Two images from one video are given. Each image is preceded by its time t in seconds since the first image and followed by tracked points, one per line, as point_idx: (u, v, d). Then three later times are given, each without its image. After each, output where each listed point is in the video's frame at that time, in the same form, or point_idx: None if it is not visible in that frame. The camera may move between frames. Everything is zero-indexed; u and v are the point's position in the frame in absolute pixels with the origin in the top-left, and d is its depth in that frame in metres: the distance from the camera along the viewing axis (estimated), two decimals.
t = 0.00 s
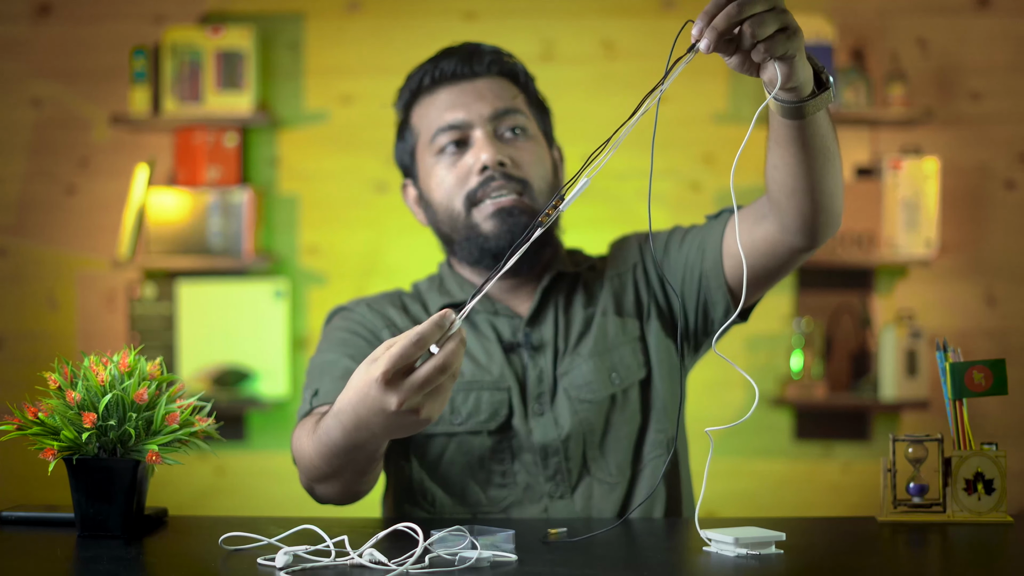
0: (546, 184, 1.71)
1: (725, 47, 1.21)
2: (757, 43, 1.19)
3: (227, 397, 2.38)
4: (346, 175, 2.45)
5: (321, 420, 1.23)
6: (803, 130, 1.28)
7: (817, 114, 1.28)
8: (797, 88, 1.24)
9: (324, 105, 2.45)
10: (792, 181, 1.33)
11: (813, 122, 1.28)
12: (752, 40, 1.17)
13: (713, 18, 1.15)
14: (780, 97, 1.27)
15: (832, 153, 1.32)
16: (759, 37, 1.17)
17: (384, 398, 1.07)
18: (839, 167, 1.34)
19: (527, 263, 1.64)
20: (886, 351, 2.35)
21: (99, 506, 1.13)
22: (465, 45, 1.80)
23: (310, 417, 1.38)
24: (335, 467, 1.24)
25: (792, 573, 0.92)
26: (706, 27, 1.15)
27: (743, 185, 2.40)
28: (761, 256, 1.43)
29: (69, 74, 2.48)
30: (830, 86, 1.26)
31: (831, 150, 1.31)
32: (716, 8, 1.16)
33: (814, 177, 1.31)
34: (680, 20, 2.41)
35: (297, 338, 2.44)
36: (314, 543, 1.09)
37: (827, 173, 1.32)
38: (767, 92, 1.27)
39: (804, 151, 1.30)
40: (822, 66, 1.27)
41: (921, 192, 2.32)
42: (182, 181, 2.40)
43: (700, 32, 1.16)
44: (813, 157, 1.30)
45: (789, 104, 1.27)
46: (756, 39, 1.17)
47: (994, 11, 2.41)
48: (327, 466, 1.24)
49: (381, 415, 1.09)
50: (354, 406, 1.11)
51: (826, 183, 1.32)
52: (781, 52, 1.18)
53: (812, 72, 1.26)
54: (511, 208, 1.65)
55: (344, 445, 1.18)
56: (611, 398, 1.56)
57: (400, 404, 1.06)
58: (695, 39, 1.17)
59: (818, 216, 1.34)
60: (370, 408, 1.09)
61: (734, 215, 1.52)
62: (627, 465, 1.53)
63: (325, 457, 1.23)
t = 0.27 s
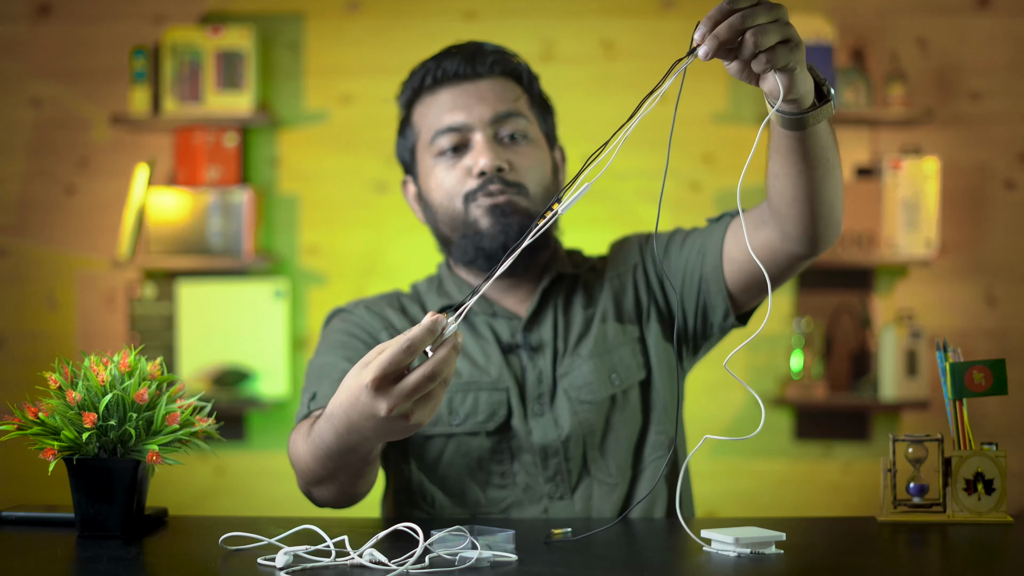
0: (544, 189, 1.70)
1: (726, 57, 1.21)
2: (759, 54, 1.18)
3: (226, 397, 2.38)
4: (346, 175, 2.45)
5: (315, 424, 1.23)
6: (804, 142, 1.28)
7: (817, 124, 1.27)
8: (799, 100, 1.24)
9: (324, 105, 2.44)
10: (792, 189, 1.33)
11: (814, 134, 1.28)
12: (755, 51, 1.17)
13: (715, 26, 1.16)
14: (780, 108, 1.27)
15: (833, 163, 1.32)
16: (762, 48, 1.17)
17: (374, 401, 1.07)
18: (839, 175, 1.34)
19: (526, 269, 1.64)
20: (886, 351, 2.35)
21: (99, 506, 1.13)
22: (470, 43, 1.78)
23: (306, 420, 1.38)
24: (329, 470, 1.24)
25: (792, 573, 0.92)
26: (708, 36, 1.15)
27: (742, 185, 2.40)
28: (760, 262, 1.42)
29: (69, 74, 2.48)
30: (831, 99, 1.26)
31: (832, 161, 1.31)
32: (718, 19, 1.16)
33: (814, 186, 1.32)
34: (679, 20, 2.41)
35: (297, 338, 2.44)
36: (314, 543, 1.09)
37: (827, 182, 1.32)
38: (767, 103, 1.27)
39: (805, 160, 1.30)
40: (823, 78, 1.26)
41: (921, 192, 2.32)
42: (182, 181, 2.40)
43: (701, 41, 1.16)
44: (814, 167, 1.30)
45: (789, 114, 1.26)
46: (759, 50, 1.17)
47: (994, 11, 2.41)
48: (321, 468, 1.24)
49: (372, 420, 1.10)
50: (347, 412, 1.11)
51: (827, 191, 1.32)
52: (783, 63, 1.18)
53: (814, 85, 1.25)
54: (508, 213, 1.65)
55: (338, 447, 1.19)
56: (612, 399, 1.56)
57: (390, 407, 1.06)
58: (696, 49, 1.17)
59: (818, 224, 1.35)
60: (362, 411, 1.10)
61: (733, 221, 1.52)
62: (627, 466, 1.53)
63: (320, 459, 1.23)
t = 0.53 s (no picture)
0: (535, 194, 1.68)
1: (719, 53, 1.21)
2: (752, 50, 1.18)
3: (227, 397, 2.38)
4: (346, 175, 2.45)
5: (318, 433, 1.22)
6: (799, 140, 1.28)
7: (811, 123, 1.27)
8: (793, 97, 1.24)
9: (324, 105, 2.44)
10: (789, 190, 1.33)
11: (808, 131, 1.28)
12: (748, 46, 1.17)
13: (708, 21, 1.16)
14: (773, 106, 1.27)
15: (829, 162, 1.32)
16: (754, 44, 1.17)
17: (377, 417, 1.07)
18: (836, 173, 1.33)
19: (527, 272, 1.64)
20: (886, 351, 2.35)
21: (99, 506, 1.12)
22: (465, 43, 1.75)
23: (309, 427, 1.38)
24: (331, 478, 1.24)
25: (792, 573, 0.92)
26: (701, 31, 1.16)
27: (742, 185, 2.40)
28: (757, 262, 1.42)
29: (69, 74, 2.48)
30: (824, 96, 1.26)
31: (827, 159, 1.31)
32: (710, 14, 1.16)
33: (810, 185, 1.31)
34: (679, 20, 2.41)
35: (297, 338, 2.44)
36: (313, 543, 1.09)
37: (823, 180, 1.32)
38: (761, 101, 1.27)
39: (801, 159, 1.30)
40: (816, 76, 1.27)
41: (921, 192, 2.32)
42: (182, 181, 2.40)
43: (694, 36, 1.16)
44: (809, 164, 1.30)
45: (783, 112, 1.26)
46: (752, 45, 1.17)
47: (994, 11, 2.41)
48: (324, 476, 1.24)
49: (375, 433, 1.10)
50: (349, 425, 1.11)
51: (823, 189, 1.32)
52: (776, 59, 1.18)
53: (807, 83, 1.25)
54: (496, 222, 1.63)
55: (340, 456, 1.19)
56: (612, 400, 1.56)
57: (393, 424, 1.06)
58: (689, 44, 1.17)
59: (815, 223, 1.34)
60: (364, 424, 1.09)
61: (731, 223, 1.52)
62: (627, 467, 1.53)
63: (323, 468, 1.23)
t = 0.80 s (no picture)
0: (525, 193, 1.67)
1: (710, 47, 1.22)
2: (740, 43, 1.19)
3: (227, 397, 2.38)
4: (346, 175, 2.45)
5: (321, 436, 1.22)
6: (792, 136, 1.28)
7: (803, 117, 1.28)
8: (782, 91, 1.24)
9: (324, 105, 2.44)
10: (784, 185, 1.33)
11: (800, 127, 1.28)
12: (736, 38, 1.18)
13: (698, 15, 1.17)
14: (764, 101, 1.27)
15: (823, 158, 1.32)
16: (742, 36, 1.18)
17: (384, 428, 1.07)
18: (831, 169, 1.33)
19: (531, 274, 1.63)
20: (886, 352, 2.35)
21: (99, 506, 1.12)
22: (452, 44, 1.74)
23: (311, 431, 1.38)
24: (332, 482, 1.25)
25: (792, 573, 0.92)
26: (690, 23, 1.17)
27: (742, 185, 2.40)
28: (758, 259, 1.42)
29: (69, 74, 2.48)
30: (814, 91, 1.26)
31: (822, 156, 1.31)
32: (700, 8, 1.17)
33: (805, 181, 1.31)
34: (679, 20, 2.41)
35: (297, 338, 2.44)
36: (313, 543, 1.09)
37: (818, 176, 1.31)
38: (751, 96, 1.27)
39: (794, 154, 1.29)
40: (805, 70, 1.27)
41: (921, 192, 2.32)
42: (182, 181, 2.40)
43: (683, 28, 1.17)
44: (804, 160, 1.30)
45: (774, 106, 1.27)
46: (741, 37, 1.18)
47: (994, 10, 2.41)
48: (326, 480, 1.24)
49: (382, 441, 1.10)
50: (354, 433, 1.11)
51: (817, 185, 1.32)
52: (766, 52, 1.19)
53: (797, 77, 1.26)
54: (485, 223, 1.64)
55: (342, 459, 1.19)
56: (611, 400, 1.56)
57: (400, 436, 1.07)
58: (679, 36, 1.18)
59: (811, 220, 1.34)
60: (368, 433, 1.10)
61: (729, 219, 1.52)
62: (627, 467, 1.53)
63: (326, 471, 1.23)
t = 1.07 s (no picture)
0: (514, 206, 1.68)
1: (693, 31, 1.20)
2: (724, 27, 1.18)
3: (227, 397, 2.38)
4: (346, 175, 2.45)
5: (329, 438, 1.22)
6: (777, 122, 1.26)
7: (788, 104, 1.25)
8: (765, 77, 1.22)
9: (324, 105, 2.44)
10: (770, 173, 1.31)
11: (784, 113, 1.25)
12: (720, 20, 1.16)
13: None
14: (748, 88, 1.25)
15: (809, 144, 1.29)
16: (725, 20, 1.16)
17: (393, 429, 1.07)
18: (818, 156, 1.31)
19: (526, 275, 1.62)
20: (886, 352, 2.35)
21: (99, 506, 1.12)
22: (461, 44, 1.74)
23: (316, 433, 1.38)
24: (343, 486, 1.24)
25: (792, 573, 0.92)
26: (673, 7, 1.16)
27: (742, 185, 2.40)
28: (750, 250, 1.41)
29: (69, 74, 2.48)
30: (798, 79, 1.24)
31: (808, 142, 1.28)
32: None
33: (791, 169, 1.29)
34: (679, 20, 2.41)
35: (297, 338, 2.44)
36: (313, 543, 1.09)
37: (804, 163, 1.29)
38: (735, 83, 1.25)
39: (781, 142, 1.27)
40: (790, 58, 1.25)
41: (921, 192, 2.32)
42: (182, 181, 2.40)
43: (668, 13, 1.17)
44: (789, 146, 1.27)
45: (758, 94, 1.24)
46: (725, 20, 1.16)
47: (994, 10, 2.41)
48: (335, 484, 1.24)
49: (390, 443, 1.09)
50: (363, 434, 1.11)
51: (804, 173, 1.30)
52: (749, 36, 1.16)
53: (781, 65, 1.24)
54: (469, 235, 1.66)
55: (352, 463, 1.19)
56: (607, 399, 1.56)
57: (409, 437, 1.06)
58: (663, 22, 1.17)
59: (801, 209, 1.33)
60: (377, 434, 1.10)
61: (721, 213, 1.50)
62: (624, 465, 1.54)
63: (336, 475, 1.23)
